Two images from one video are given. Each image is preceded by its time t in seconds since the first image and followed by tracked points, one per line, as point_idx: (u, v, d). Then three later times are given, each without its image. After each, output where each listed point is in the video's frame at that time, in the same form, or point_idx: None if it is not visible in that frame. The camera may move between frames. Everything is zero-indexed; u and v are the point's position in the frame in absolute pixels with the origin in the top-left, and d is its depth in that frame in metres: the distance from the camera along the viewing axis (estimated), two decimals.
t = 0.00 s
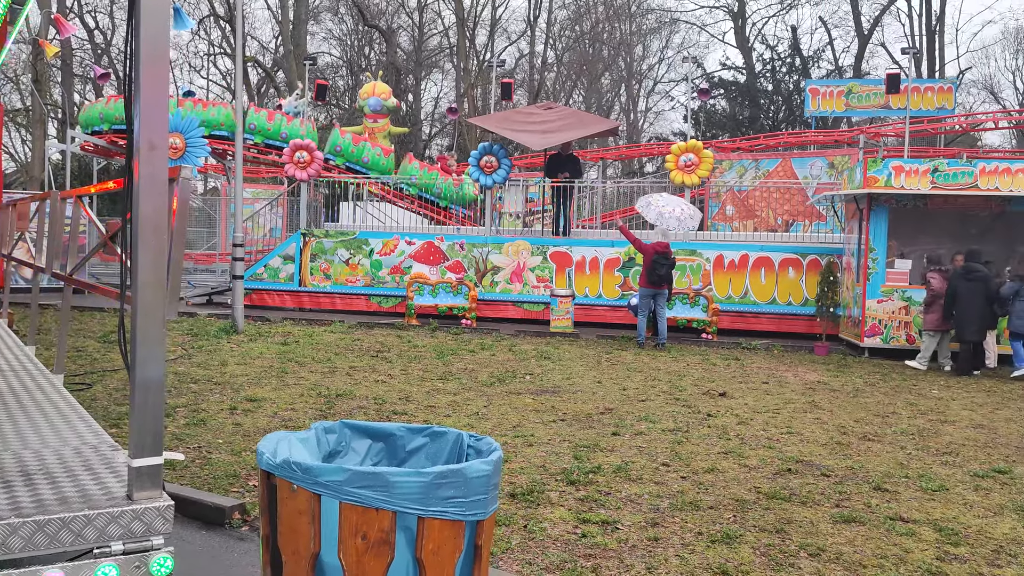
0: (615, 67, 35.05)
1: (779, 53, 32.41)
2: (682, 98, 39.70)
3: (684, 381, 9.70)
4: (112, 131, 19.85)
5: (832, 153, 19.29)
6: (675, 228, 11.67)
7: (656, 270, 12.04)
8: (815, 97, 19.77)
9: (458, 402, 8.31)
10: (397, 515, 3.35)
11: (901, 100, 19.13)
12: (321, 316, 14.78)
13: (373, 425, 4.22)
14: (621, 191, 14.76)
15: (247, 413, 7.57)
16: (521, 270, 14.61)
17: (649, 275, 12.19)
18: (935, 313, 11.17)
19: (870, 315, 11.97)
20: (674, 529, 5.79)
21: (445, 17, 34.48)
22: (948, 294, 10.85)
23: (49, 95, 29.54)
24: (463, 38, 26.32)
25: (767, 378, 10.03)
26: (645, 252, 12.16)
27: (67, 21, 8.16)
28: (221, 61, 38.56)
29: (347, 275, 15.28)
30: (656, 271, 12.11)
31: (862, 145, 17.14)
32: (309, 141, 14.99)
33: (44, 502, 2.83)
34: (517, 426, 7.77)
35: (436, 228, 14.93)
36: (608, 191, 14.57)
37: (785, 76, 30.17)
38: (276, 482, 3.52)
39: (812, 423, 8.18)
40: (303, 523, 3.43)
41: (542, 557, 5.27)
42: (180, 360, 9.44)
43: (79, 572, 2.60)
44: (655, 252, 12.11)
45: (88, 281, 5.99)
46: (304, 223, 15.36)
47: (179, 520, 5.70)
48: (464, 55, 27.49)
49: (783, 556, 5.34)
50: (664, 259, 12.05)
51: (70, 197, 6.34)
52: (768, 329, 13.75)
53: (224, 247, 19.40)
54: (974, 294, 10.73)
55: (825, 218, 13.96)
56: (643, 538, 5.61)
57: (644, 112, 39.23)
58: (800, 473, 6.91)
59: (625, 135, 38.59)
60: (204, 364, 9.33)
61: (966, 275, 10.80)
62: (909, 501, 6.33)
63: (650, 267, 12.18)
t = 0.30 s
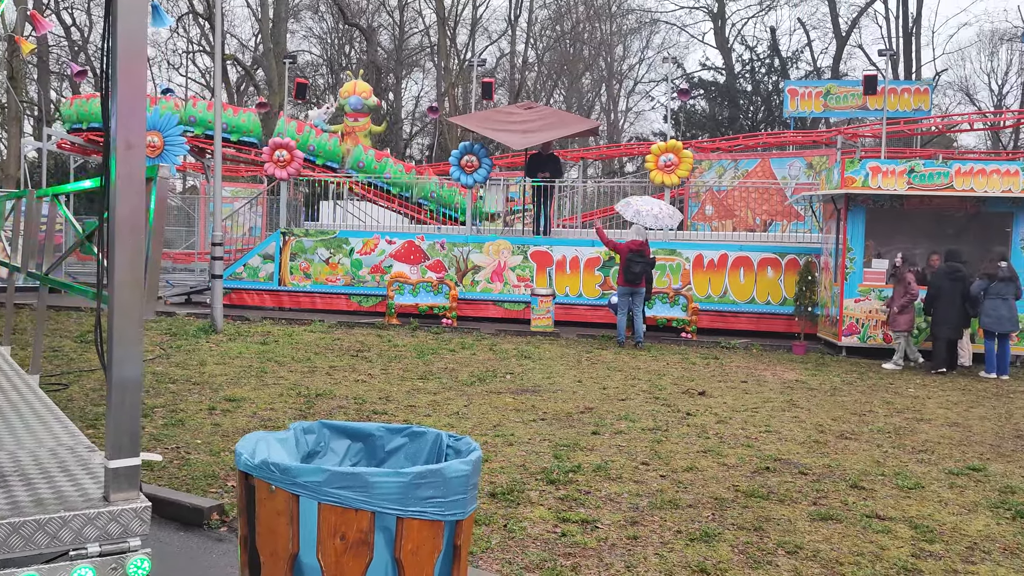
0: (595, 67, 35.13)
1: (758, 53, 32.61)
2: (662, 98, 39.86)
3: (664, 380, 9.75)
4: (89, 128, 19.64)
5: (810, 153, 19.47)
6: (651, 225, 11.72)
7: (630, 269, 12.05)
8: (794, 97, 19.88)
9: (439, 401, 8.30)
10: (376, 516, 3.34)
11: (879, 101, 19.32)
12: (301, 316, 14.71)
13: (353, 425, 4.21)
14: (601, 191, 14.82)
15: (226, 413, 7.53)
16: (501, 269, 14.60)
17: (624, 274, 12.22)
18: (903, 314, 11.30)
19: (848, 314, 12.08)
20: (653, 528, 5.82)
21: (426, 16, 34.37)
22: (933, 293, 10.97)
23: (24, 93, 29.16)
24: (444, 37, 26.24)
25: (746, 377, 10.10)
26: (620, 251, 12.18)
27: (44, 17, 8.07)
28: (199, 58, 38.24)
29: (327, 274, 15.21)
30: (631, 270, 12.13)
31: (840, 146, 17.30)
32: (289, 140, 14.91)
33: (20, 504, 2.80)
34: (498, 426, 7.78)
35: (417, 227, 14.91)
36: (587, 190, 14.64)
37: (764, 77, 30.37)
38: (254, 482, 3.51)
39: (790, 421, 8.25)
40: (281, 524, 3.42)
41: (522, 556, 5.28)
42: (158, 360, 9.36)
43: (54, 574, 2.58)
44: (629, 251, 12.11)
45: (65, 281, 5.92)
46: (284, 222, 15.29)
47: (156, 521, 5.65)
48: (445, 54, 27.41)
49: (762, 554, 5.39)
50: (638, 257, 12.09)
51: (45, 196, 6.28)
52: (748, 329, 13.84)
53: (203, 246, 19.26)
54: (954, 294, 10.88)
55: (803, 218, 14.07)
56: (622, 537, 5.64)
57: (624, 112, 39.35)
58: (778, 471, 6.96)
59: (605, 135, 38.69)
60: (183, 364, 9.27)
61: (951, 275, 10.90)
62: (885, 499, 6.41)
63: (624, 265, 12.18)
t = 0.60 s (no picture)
0: (572, 65, 35.14)
1: (734, 53, 32.77)
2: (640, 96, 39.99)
3: (640, 377, 9.80)
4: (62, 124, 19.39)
5: (786, 152, 19.62)
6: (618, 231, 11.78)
7: (603, 267, 12.15)
8: (770, 97, 19.98)
9: (415, 399, 8.29)
10: (349, 513, 3.33)
11: (853, 101, 19.50)
12: (276, 314, 14.61)
13: (326, 423, 4.19)
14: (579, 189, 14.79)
15: (201, 412, 7.47)
16: (478, 267, 14.59)
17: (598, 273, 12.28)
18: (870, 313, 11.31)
19: (822, 312, 12.17)
20: (629, 524, 5.84)
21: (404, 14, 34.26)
22: (909, 289, 11.27)
23: None
24: (421, 34, 26.16)
25: (721, 374, 10.16)
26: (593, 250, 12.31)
27: (14, 11, 7.96)
28: (175, 54, 37.81)
29: (303, 271, 15.11)
30: (603, 268, 12.23)
31: (815, 145, 17.42)
32: (265, 136, 14.78)
33: None
34: (474, 424, 7.78)
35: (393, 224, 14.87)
36: (566, 188, 14.64)
37: (740, 76, 30.53)
38: (226, 480, 3.48)
39: (765, 418, 8.31)
40: (253, 522, 3.40)
41: (498, 554, 5.28)
42: (131, 358, 9.25)
43: (23, 574, 2.55)
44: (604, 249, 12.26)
45: (35, 279, 5.85)
46: (259, 220, 15.17)
47: (128, 520, 5.60)
48: (422, 51, 27.32)
49: (736, 549, 5.43)
50: (611, 255, 12.20)
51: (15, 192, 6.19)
52: (724, 326, 13.91)
53: (178, 244, 19.08)
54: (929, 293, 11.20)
55: (779, 217, 14.13)
56: (598, 534, 5.65)
57: (602, 111, 39.42)
58: (753, 467, 7.01)
59: (583, 134, 38.75)
60: (157, 362, 9.18)
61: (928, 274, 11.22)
62: (858, 494, 6.47)
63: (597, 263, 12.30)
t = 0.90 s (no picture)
0: (548, 63, 35.14)
1: (709, 52, 32.92)
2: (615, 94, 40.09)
3: (614, 374, 9.83)
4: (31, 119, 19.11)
5: (759, 151, 19.76)
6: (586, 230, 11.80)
7: (576, 264, 12.14)
8: (743, 96, 20.13)
9: (388, 397, 8.26)
10: (316, 511, 3.30)
11: (825, 101, 19.68)
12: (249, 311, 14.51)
13: (294, 420, 4.15)
14: (555, 187, 14.80)
15: (171, 411, 7.38)
16: (453, 265, 14.59)
17: (572, 271, 12.30)
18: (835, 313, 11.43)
19: (794, 309, 12.26)
20: (601, 521, 5.85)
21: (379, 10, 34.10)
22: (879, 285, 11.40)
23: None
24: (396, 31, 26.03)
25: (695, 371, 10.21)
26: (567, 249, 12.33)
27: None
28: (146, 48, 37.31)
29: (276, 269, 15.02)
30: (577, 266, 12.26)
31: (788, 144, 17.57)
32: (238, 133, 14.59)
33: None
34: (448, 421, 7.76)
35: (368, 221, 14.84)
36: (543, 187, 14.55)
37: (715, 75, 30.69)
38: (191, 479, 3.45)
39: (737, 415, 8.37)
40: (218, 521, 3.37)
41: (470, 551, 5.28)
42: (100, 356, 9.13)
43: None
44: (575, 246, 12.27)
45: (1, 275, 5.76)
46: (232, 216, 15.03)
47: (95, 520, 5.52)
48: (397, 47, 27.18)
49: (707, 545, 5.46)
50: (584, 253, 12.20)
51: None
52: (697, 324, 13.99)
53: (149, 240, 18.87)
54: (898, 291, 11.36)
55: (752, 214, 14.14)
56: (570, 531, 5.66)
57: (578, 108, 39.45)
58: (725, 464, 7.06)
59: (559, 131, 38.77)
60: (126, 360, 9.07)
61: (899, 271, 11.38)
62: (828, 490, 6.53)
63: (570, 261, 12.28)
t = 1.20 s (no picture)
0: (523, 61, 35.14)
1: (682, 51, 33.07)
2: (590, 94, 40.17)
3: (588, 373, 9.86)
4: None
5: (732, 150, 19.89)
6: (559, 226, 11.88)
7: (550, 263, 12.13)
8: (717, 96, 20.26)
9: (361, 396, 8.22)
10: (283, 511, 3.27)
11: (797, 101, 19.85)
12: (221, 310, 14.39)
13: (263, 420, 4.11)
14: (530, 186, 14.82)
15: (140, 410, 7.30)
16: (428, 263, 14.55)
17: (547, 269, 12.28)
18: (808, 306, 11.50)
19: (766, 308, 12.36)
20: (574, 519, 5.87)
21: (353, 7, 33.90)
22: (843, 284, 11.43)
23: None
24: (370, 28, 25.87)
25: (668, 369, 10.27)
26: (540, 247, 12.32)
27: None
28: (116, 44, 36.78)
29: (249, 267, 14.91)
30: (552, 265, 12.24)
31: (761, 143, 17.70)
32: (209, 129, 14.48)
33: None
34: (421, 420, 7.74)
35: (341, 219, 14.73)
36: (517, 185, 14.65)
37: (688, 75, 30.84)
38: (156, 479, 3.41)
39: (709, 412, 8.42)
40: (184, 522, 3.33)
41: (443, 550, 5.26)
42: (68, 355, 9.01)
43: None
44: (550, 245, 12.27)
45: None
46: (203, 214, 14.89)
47: (61, 521, 5.45)
48: (371, 44, 27.04)
49: (679, 542, 5.49)
50: (558, 251, 12.20)
51: None
52: (670, 322, 14.06)
53: (119, 238, 18.63)
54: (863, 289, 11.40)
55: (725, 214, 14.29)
56: (543, 529, 5.67)
57: (553, 107, 39.48)
58: (697, 461, 7.10)
59: (534, 130, 38.78)
60: (95, 359, 8.96)
61: (862, 270, 11.44)
62: (798, 486, 6.59)
63: (545, 259, 12.27)
